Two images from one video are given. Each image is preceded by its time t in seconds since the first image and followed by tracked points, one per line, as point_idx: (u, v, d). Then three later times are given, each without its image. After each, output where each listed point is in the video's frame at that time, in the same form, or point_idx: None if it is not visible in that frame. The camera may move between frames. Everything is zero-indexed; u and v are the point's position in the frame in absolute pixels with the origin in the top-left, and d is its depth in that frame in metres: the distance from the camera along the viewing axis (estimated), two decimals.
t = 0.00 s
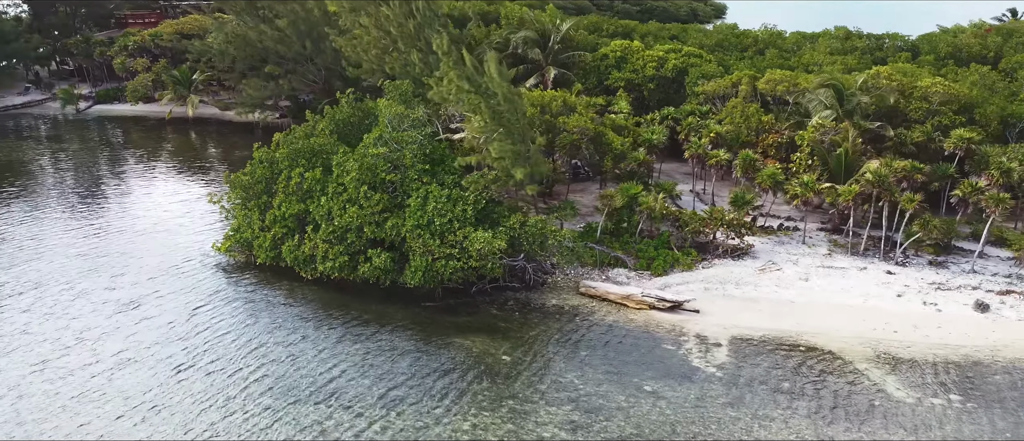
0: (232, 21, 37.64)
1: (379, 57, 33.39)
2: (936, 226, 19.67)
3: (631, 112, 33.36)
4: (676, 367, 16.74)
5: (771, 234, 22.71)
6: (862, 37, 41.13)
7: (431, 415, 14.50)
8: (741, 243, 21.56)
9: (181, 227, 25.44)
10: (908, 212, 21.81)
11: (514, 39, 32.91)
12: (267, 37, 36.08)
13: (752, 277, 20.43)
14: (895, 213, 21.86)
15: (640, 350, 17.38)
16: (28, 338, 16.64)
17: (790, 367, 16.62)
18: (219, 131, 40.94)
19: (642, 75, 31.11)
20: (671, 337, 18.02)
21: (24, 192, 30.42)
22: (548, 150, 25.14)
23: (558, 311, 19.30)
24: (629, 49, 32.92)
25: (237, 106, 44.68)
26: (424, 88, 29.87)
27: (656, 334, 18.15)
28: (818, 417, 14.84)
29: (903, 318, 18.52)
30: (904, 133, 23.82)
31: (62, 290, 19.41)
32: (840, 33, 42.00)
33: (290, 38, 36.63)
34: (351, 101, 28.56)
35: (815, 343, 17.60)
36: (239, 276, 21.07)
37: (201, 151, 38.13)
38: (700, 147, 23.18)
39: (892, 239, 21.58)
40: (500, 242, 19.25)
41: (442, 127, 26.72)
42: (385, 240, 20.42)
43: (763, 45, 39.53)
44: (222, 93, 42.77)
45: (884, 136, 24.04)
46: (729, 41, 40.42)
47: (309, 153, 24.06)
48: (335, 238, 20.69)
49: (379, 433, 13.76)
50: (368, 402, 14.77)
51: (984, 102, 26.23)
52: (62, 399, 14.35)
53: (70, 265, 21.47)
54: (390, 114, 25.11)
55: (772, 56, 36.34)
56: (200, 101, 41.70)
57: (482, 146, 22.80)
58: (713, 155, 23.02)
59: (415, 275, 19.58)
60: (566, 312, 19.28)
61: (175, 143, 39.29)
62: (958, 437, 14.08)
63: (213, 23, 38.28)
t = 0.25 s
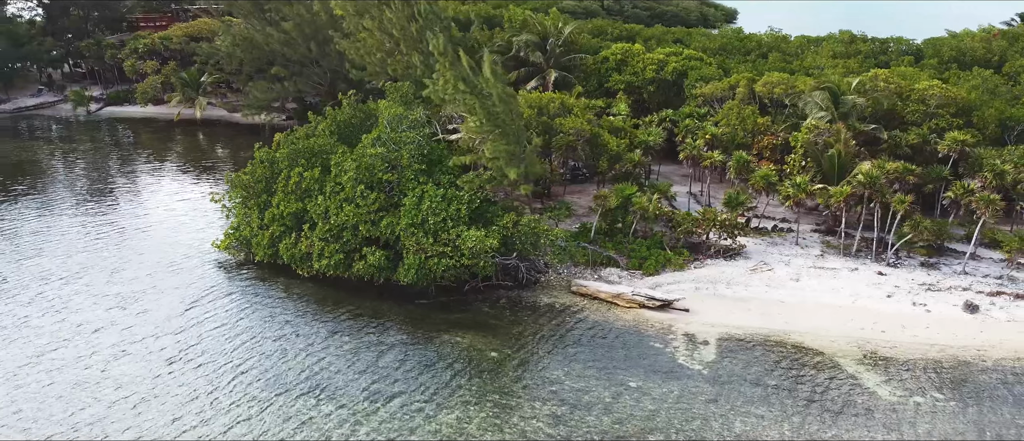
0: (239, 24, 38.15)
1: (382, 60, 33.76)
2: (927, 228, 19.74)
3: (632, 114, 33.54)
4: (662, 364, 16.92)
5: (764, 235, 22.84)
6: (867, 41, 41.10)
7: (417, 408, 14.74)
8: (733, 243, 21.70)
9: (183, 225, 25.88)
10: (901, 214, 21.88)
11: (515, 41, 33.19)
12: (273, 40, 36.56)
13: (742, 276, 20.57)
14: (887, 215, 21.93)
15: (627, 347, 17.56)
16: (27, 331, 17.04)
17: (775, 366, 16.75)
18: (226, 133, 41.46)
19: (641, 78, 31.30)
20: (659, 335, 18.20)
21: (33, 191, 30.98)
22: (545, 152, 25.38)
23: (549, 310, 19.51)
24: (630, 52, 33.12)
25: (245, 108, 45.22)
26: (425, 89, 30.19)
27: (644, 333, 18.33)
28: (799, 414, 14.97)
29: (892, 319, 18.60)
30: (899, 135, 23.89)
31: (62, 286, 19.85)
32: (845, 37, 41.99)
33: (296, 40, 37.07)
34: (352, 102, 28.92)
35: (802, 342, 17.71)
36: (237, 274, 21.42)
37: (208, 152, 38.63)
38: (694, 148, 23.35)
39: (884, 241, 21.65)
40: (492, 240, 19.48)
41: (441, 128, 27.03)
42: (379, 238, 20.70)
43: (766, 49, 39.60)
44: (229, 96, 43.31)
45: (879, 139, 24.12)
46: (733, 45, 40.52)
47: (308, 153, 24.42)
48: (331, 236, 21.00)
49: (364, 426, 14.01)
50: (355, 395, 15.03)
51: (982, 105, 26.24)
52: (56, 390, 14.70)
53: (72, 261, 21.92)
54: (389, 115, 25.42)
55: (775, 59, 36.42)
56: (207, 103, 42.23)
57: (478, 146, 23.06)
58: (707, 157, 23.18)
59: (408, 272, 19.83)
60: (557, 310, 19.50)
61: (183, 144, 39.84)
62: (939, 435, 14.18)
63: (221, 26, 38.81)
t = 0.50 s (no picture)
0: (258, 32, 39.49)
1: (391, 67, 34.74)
2: (903, 231, 19.94)
3: (635, 121, 34.01)
4: (628, 357, 17.38)
5: (748, 238, 23.16)
6: (880, 51, 41.03)
7: (384, 391, 15.39)
8: (715, 245, 22.06)
9: (190, 223, 26.98)
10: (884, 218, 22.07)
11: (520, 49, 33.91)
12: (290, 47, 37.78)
13: (720, 277, 20.92)
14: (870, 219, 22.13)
15: (597, 341, 18.05)
16: (27, 317, 18.12)
17: (738, 361, 17.10)
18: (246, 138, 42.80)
19: (642, 85, 31.79)
20: (630, 331, 18.65)
21: (56, 190, 32.45)
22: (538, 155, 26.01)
23: (527, 305, 20.08)
24: (633, 60, 33.64)
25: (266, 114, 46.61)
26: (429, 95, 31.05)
27: (616, 328, 18.80)
28: (753, 406, 15.33)
29: (863, 319, 18.82)
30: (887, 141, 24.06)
31: (66, 277, 20.96)
32: (857, 47, 41.97)
33: (311, 48, 38.25)
34: (357, 107, 29.87)
35: (770, 339, 18.03)
36: (234, 268, 22.35)
37: (226, 156, 39.94)
38: (681, 152, 23.79)
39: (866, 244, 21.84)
40: (473, 237, 20.15)
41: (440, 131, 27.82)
42: (367, 234, 21.48)
43: (776, 58, 39.77)
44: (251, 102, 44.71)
45: (868, 145, 24.31)
46: (743, 54, 40.76)
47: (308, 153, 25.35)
48: (322, 231, 21.84)
49: (327, 406, 14.71)
50: (328, 378, 15.73)
51: (977, 113, 26.25)
52: (46, 366, 15.65)
53: (79, 255, 23.09)
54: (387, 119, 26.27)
55: (781, 68, 36.61)
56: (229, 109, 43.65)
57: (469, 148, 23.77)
58: (693, 160, 23.60)
59: (392, 266, 20.59)
60: (536, 305, 20.06)
61: (204, 149, 41.24)
62: (889, 428, 14.43)
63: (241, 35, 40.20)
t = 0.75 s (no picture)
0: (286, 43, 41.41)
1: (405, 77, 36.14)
2: (867, 235, 20.26)
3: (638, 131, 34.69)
4: (580, 347, 18.11)
5: (724, 242, 23.66)
6: (896, 65, 40.90)
7: (339, 371, 16.43)
8: (688, 247, 22.62)
9: (202, 222, 28.62)
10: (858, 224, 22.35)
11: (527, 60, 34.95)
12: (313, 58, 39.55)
13: (688, 277, 21.48)
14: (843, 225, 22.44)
15: (554, 333, 18.82)
16: (32, 311, 19.79)
17: (686, 354, 17.68)
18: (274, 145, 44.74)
19: (642, 95, 32.51)
20: (589, 324, 19.37)
21: (89, 190, 34.65)
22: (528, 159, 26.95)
23: (497, 299, 20.97)
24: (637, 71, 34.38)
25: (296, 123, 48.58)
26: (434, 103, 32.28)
27: (576, 321, 19.55)
28: (689, 394, 15.91)
29: (820, 319, 19.19)
30: (868, 149, 24.32)
31: (77, 274, 22.68)
32: (875, 60, 41.88)
33: (334, 59, 39.96)
34: (364, 113, 31.27)
35: (722, 335, 18.56)
36: (233, 265, 23.79)
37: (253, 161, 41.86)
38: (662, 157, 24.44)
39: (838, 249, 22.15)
40: (448, 233, 21.16)
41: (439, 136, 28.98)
42: (353, 230, 22.67)
43: (788, 71, 39.99)
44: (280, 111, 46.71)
45: (850, 153, 24.60)
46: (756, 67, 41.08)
47: (309, 155, 26.73)
48: (312, 227, 23.11)
49: (282, 385, 15.81)
50: (289, 360, 16.85)
51: (967, 124, 26.29)
52: (40, 355, 17.19)
53: (93, 253, 24.86)
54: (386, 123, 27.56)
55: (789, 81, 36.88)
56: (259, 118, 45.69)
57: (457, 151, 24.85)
58: (673, 166, 24.24)
59: (373, 260, 21.72)
60: (506, 300, 20.95)
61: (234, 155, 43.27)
62: (814, 422, 14.89)
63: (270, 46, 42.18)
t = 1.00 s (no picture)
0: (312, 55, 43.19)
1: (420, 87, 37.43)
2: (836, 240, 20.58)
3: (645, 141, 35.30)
4: (542, 339, 18.84)
5: (705, 246, 24.15)
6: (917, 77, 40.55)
7: (303, 352, 17.47)
8: (666, 250, 23.18)
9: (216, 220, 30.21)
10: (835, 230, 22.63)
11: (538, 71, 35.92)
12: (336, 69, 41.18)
13: (662, 278, 22.03)
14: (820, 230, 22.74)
15: (520, 326, 19.60)
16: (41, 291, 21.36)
17: (642, 348, 18.27)
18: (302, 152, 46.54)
19: (646, 106, 33.15)
20: (557, 319, 20.09)
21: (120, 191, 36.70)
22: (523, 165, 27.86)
23: (474, 294, 21.84)
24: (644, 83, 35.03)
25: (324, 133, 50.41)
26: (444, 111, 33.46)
27: (545, 316, 20.29)
28: (634, 384, 16.51)
29: (783, 319, 19.56)
30: (854, 158, 24.64)
31: (89, 262, 24.29)
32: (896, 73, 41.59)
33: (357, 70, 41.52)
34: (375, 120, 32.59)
35: (682, 331, 19.06)
36: (235, 259, 25.14)
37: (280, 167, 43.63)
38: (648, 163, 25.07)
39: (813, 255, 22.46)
40: (429, 231, 22.17)
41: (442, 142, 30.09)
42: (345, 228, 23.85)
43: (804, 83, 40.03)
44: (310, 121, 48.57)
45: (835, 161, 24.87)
46: (773, 79, 41.21)
47: (314, 157, 28.08)
48: (308, 224, 24.37)
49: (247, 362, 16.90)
50: (262, 342, 17.93)
51: (961, 134, 26.26)
52: (40, 330, 18.65)
53: (109, 244, 26.53)
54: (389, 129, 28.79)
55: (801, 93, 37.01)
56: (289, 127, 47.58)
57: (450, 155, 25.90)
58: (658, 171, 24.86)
59: (360, 256, 22.85)
60: (483, 296, 21.79)
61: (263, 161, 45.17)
62: (748, 412, 15.31)
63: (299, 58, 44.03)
